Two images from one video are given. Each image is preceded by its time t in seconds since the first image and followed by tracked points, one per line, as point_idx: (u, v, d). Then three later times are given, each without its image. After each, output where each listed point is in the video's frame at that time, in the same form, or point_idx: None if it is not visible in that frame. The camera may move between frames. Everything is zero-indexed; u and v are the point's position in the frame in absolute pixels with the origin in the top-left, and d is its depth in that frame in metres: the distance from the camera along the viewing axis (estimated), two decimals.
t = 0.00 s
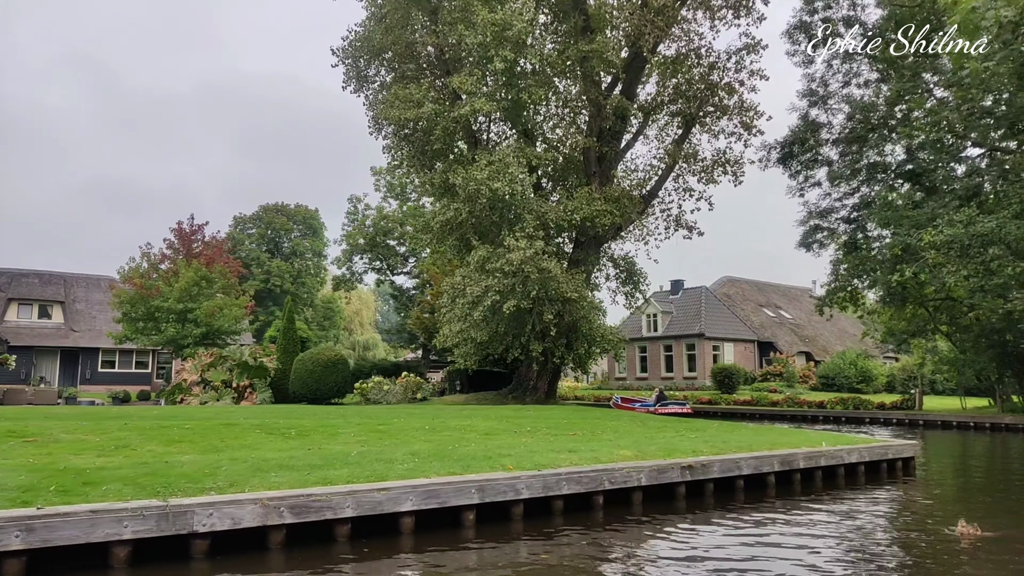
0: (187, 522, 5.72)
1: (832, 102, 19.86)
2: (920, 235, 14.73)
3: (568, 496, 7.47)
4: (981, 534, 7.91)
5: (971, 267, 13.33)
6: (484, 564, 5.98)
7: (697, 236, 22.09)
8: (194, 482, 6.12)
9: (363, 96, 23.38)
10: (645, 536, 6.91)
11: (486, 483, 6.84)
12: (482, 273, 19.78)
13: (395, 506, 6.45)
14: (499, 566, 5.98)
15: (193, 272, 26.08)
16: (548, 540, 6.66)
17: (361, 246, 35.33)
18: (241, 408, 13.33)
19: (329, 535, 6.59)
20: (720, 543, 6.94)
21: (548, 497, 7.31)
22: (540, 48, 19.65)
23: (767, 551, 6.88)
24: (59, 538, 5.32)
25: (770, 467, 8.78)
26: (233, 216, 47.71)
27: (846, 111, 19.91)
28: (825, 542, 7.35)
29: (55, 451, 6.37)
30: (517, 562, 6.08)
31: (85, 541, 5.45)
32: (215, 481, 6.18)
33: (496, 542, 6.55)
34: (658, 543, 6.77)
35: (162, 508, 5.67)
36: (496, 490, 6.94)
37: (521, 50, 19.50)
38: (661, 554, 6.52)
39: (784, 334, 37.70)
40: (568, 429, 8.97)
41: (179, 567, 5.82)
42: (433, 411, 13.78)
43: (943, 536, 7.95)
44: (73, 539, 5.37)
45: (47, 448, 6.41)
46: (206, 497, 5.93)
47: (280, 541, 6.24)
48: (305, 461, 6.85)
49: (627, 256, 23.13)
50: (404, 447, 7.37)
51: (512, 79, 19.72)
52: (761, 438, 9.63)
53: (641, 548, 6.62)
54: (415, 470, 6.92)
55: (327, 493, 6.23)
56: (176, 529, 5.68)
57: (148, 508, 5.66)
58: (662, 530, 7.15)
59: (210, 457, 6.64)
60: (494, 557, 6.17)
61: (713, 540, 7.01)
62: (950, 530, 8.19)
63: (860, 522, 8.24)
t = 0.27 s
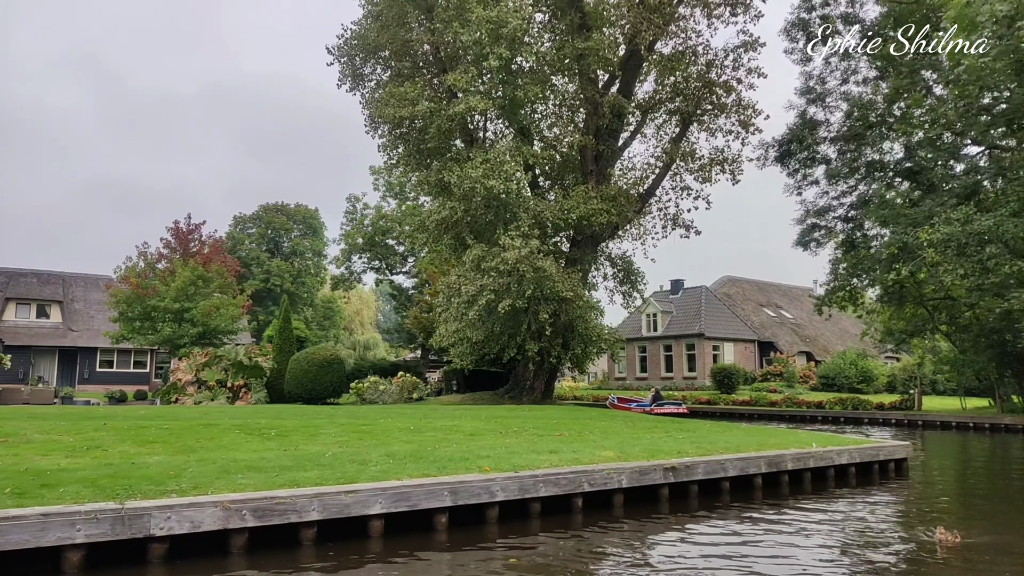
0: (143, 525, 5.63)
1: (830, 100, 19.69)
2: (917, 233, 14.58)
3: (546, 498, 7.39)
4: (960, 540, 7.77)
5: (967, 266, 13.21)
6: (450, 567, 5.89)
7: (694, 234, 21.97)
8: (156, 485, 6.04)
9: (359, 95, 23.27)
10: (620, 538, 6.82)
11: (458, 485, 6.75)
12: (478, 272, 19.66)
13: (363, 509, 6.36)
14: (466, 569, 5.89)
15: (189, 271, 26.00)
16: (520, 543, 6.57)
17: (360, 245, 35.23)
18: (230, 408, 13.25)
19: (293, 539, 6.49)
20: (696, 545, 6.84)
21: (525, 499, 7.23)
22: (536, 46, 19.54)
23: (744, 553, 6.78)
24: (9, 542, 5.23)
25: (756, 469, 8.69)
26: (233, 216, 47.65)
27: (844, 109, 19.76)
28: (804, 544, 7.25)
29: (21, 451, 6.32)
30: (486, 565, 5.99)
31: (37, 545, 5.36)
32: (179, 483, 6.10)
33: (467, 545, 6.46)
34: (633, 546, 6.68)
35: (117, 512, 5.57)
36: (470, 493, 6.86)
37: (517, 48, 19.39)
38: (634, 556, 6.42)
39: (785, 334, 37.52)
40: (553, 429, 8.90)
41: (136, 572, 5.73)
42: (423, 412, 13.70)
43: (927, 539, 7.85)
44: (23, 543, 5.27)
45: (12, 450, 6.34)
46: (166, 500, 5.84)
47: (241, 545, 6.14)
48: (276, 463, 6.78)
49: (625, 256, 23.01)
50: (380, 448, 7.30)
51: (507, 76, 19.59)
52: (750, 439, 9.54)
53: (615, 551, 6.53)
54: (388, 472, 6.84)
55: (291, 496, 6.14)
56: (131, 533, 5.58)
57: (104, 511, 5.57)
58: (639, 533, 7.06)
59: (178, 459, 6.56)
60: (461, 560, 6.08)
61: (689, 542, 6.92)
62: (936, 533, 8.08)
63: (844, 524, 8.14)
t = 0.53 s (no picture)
0: (99, 528, 5.50)
1: (828, 98, 19.53)
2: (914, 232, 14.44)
3: (523, 500, 7.28)
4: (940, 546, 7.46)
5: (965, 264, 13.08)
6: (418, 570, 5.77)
7: (692, 233, 21.84)
8: (118, 487, 5.92)
9: (355, 94, 23.17)
10: (596, 542, 6.69)
11: (432, 487, 6.64)
12: (474, 271, 19.54)
13: (331, 512, 6.24)
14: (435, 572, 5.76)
15: (186, 271, 25.91)
16: (493, 546, 6.45)
17: (359, 245, 35.14)
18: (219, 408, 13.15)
19: (258, 543, 6.37)
20: (674, 549, 6.70)
21: (502, 502, 7.12)
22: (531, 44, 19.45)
23: (724, 556, 6.65)
24: None
25: (743, 470, 8.59)
26: (233, 216, 47.59)
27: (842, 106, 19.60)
28: (786, 547, 7.12)
29: None
30: (455, 568, 5.87)
31: None
32: (142, 486, 5.98)
33: (440, 548, 6.35)
34: (608, 549, 6.55)
35: (71, 515, 5.44)
36: (444, 495, 6.74)
37: (513, 46, 19.31)
38: (609, 560, 6.30)
39: (786, 333, 37.34)
40: (538, 430, 8.81)
41: None
42: (414, 411, 13.60)
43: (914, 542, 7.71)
44: None
45: None
46: (125, 503, 5.72)
47: (203, 549, 6.02)
48: (248, 464, 6.67)
49: (622, 255, 22.88)
50: (357, 449, 7.19)
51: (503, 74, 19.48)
52: (739, 440, 9.44)
53: (591, 554, 6.40)
54: (361, 474, 6.73)
55: (256, 499, 6.02)
56: (84, 537, 5.45)
57: (60, 514, 5.44)
58: (619, 535, 6.94)
59: (146, 460, 6.45)
60: (430, 564, 5.96)
61: (668, 545, 6.80)
62: (924, 536, 7.95)
63: (830, 526, 8.01)
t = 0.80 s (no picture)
0: (54, 531, 5.38)
1: (827, 95, 19.36)
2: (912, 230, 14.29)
3: (501, 503, 7.18)
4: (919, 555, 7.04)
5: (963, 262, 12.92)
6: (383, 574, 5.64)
7: (690, 232, 21.69)
8: (78, 489, 5.81)
9: (352, 93, 23.06)
10: (571, 545, 6.58)
11: (404, 490, 6.53)
12: (470, 270, 19.42)
13: (298, 515, 6.13)
14: None
15: (184, 270, 25.85)
16: (464, 549, 6.32)
17: (358, 245, 35.06)
18: (209, 408, 13.08)
19: (222, 546, 6.25)
20: (649, 552, 6.58)
21: (479, 504, 7.02)
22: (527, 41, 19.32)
23: (702, 559, 6.52)
24: None
25: (729, 471, 8.49)
26: (234, 216, 47.57)
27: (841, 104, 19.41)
28: (767, 549, 7.00)
29: None
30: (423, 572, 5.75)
31: None
32: (102, 488, 5.87)
33: (411, 552, 6.25)
34: (582, 552, 6.43)
35: (24, 517, 5.33)
36: (417, 497, 6.64)
37: (509, 44, 19.19)
38: (583, 563, 6.17)
39: (787, 333, 37.14)
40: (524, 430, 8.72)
41: None
42: (405, 411, 13.51)
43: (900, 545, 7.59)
44: None
45: None
46: (82, 505, 5.60)
47: (164, 552, 5.90)
48: (217, 465, 6.56)
49: (621, 254, 22.74)
50: (331, 450, 7.09)
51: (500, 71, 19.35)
52: (728, 441, 9.36)
53: (564, 557, 6.27)
54: (332, 476, 6.62)
55: (219, 501, 5.90)
56: (38, 540, 5.33)
57: (13, 516, 5.34)
58: (596, 538, 6.82)
59: (111, 462, 6.35)
60: (397, 568, 5.83)
61: (645, 548, 6.68)
62: (911, 540, 7.82)
63: (815, 528, 7.88)
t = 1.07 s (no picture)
0: (7, 535, 5.25)
1: (826, 92, 19.20)
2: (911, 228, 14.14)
3: (477, 505, 7.06)
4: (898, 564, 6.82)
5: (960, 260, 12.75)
6: None
7: (689, 231, 21.54)
8: (37, 491, 5.70)
9: (349, 91, 22.96)
10: (545, 548, 6.45)
11: (375, 492, 6.42)
12: (466, 269, 19.31)
13: (263, 518, 6.02)
14: None
15: (182, 270, 25.78)
16: (435, 553, 6.20)
17: (358, 244, 34.98)
18: (198, 408, 13.00)
19: (185, 550, 6.13)
20: (624, 556, 6.45)
21: (454, 507, 6.90)
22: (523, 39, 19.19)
23: (679, 563, 6.38)
24: None
25: (715, 473, 8.36)
26: (235, 216, 47.54)
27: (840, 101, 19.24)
28: (746, 552, 6.87)
29: None
30: None
31: None
32: (61, 491, 5.75)
33: (382, 555, 6.14)
34: (555, 555, 6.31)
35: None
36: (389, 499, 6.53)
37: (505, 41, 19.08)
38: (555, 566, 6.04)
39: (789, 332, 36.94)
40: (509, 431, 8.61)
41: None
42: (396, 411, 13.42)
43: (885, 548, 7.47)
44: None
45: None
46: (38, 507, 5.48)
47: (122, 556, 5.78)
48: (185, 467, 6.46)
49: (620, 253, 22.59)
50: (305, 452, 6.99)
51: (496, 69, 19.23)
52: (718, 441, 9.26)
53: (537, 561, 6.15)
54: (303, 478, 6.51)
55: (181, 504, 5.78)
56: None
57: None
58: (572, 541, 6.71)
59: (76, 464, 6.24)
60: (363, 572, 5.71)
61: (620, 551, 6.56)
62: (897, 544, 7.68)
63: (800, 531, 7.75)
